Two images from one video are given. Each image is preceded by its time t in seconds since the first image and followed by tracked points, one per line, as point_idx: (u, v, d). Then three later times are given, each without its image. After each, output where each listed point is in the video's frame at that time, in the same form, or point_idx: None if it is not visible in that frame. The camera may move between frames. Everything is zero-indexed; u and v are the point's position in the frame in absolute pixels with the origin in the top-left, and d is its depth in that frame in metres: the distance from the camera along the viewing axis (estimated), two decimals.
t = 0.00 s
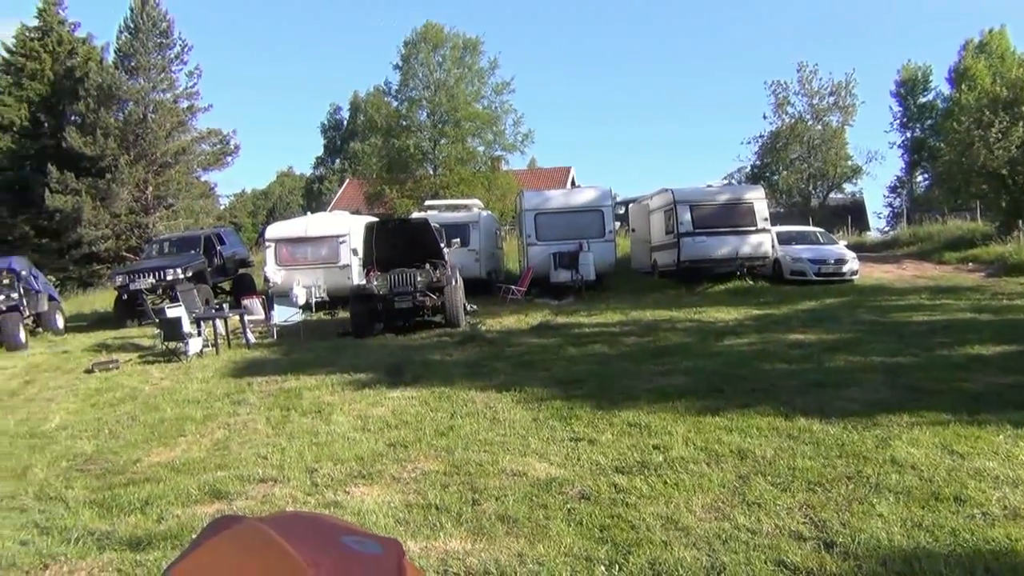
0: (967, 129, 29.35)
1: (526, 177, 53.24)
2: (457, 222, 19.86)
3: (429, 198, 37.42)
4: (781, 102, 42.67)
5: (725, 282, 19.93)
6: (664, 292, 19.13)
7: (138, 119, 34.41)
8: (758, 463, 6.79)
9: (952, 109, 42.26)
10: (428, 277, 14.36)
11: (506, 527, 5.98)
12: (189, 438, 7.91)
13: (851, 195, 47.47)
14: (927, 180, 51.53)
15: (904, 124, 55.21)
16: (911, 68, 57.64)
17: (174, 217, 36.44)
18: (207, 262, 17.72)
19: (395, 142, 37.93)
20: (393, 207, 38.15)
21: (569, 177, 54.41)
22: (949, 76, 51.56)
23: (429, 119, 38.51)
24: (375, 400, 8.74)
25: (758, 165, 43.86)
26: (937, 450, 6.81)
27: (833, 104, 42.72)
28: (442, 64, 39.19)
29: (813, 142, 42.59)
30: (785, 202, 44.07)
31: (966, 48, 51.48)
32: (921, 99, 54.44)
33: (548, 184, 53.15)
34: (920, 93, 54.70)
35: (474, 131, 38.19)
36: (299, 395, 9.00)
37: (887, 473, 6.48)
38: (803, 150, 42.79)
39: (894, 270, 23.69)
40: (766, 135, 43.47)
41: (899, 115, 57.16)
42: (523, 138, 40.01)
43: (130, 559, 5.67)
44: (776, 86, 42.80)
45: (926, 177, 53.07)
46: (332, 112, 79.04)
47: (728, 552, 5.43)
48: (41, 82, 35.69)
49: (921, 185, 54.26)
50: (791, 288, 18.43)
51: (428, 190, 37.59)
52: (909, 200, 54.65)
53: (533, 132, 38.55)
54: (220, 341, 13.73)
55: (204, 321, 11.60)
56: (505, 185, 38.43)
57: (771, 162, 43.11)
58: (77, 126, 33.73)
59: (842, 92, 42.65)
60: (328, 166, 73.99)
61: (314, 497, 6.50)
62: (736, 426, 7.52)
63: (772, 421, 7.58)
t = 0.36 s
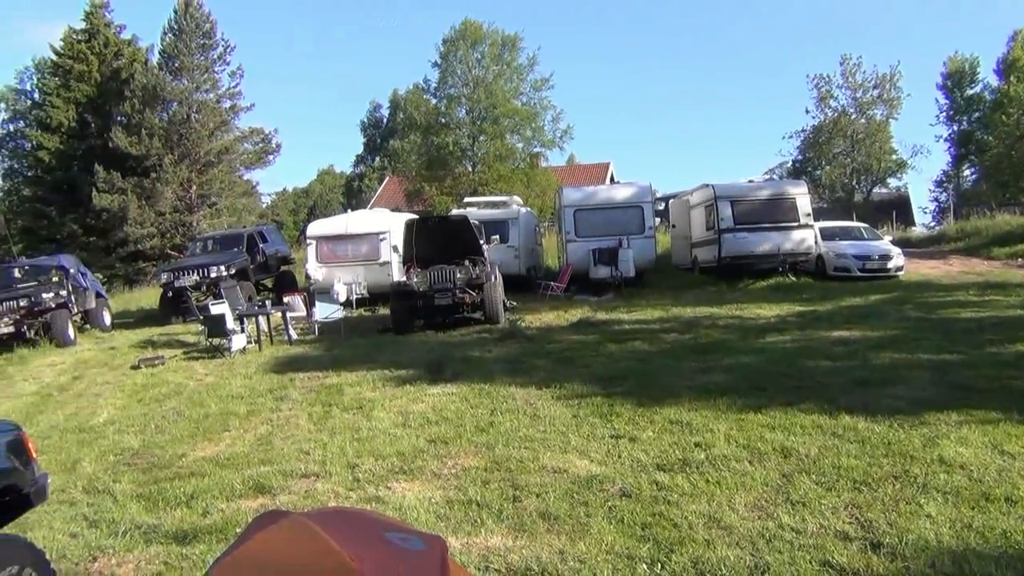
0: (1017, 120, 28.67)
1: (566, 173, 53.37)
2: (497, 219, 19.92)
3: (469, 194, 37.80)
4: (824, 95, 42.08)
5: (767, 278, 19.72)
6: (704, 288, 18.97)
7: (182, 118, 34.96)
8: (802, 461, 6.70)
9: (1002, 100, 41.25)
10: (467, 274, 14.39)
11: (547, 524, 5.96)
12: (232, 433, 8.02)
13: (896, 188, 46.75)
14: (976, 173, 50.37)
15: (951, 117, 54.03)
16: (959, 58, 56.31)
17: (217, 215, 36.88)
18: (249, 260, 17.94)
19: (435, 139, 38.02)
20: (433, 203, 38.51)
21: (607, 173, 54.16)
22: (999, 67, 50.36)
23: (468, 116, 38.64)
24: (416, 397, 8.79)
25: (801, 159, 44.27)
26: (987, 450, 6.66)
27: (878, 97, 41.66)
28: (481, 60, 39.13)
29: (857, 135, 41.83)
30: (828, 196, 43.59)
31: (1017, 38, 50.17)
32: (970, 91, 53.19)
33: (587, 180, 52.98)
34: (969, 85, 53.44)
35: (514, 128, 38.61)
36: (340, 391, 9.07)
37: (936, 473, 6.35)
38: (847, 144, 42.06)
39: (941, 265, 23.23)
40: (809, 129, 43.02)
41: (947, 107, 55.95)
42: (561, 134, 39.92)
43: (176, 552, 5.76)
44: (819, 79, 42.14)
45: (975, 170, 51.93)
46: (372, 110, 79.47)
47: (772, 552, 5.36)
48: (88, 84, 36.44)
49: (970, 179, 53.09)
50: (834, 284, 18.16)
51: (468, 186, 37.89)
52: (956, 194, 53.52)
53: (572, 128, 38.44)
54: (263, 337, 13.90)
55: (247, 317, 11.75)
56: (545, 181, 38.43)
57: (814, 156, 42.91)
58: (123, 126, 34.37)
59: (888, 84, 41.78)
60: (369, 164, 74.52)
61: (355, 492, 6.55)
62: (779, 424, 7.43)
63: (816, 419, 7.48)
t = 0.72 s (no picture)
0: None
1: (605, 168, 53.15)
2: (535, 214, 19.93)
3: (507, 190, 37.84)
4: (867, 88, 41.37)
5: (809, 274, 19.49)
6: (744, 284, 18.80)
7: (224, 116, 35.40)
8: (845, 459, 6.61)
9: None
10: (506, 269, 14.39)
11: (586, 520, 5.95)
12: (274, 427, 8.12)
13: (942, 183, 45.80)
14: None
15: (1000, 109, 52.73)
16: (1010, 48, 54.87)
17: (258, 212, 37.19)
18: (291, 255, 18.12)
19: (473, 135, 37.99)
20: (471, 200, 38.30)
21: (646, 168, 53.78)
22: None
23: (506, 112, 38.37)
24: (455, 392, 8.82)
25: (845, 153, 43.82)
26: None
27: (923, 89, 41.08)
28: (519, 55, 38.84)
29: (902, 129, 41.13)
30: (871, 190, 43.11)
31: None
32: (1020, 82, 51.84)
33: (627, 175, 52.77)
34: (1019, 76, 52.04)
35: (553, 123, 38.50)
36: (380, 386, 9.14)
37: (983, 472, 6.22)
38: (891, 137, 41.35)
39: (988, 261, 22.75)
40: (852, 123, 42.40)
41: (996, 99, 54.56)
42: (600, 129, 39.67)
43: (220, 544, 5.85)
44: (863, 71, 41.37)
45: None
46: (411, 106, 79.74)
47: (815, 551, 5.29)
48: (133, 82, 36.91)
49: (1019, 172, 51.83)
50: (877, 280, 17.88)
51: (506, 182, 37.95)
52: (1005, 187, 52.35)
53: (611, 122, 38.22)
54: (304, 332, 14.06)
55: (288, 312, 11.89)
56: (583, 175, 38.40)
57: (857, 150, 42.35)
58: (167, 124, 34.93)
59: (934, 76, 41.00)
60: (408, 160, 74.93)
61: (395, 487, 6.59)
62: (821, 421, 7.34)
63: (859, 416, 7.38)
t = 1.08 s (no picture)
0: None
1: (644, 165, 53.01)
2: (573, 211, 19.89)
3: (546, 187, 37.67)
4: (912, 80, 40.60)
5: (852, 270, 19.23)
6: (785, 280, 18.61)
7: (265, 115, 35.84)
8: (890, 458, 6.53)
9: None
10: (545, 267, 14.40)
11: (627, 517, 5.95)
12: (316, 423, 8.21)
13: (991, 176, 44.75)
14: None
15: None
16: None
17: (299, 210, 37.69)
18: (331, 253, 18.24)
19: (511, 132, 37.94)
20: (511, 196, 38.69)
21: (686, 164, 53.40)
22: None
23: (544, 108, 38.25)
24: (494, 388, 8.86)
25: (887, 146, 42.30)
26: None
27: (970, 81, 40.32)
28: (557, 52, 38.89)
29: (947, 122, 40.50)
30: (916, 184, 41.70)
31: None
32: None
33: (667, 171, 52.51)
34: None
35: (590, 120, 37.85)
36: (420, 382, 9.21)
37: None
38: (936, 131, 40.67)
39: None
40: (895, 116, 41.86)
41: None
42: (638, 125, 39.28)
43: (265, 538, 5.94)
44: (907, 64, 40.57)
45: None
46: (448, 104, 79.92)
47: (859, 550, 5.24)
48: (176, 83, 37.45)
49: None
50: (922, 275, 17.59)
51: (545, 179, 37.78)
52: None
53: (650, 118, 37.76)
54: (344, 329, 14.19)
55: (329, 309, 12.01)
56: (622, 172, 37.79)
57: (901, 144, 41.62)
58: (209, 124, 35.47)
59: (979, 68, 40.42)
60: (446, 158, 75.27)
61: (436, 483, 6.64)
62: (865, 419, 7.26)
63: (904, 414, 7.28)
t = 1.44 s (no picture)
0: None
1: (683, 160, 52.61)
2: (612, 207, 19.83)
3: (584, 183, 37.44)
4: (959, 72, 39.84)
5: (896, 266, 18.92)
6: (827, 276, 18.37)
7: (306, 114, 36.14)
8: (936, 456, 6.42)
9: None
10: (584, 263, 14.37)
11: (668, 514, 5.93)
12: (357, 418, 8.29)
13: None
14: None
15: None
16: None
17: (340, 207, 37.99)
18: (371, 250, 18.36)
19: (550, 128, 37.81)
20: (550, 193, 38.11)
21: (727, 159, 53.08)
22: None
23: (583, 103, 38.10)
24: (534, 384, 8.89)
25: (932, 139, 41.94)
26: None
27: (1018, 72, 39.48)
28: (596, 48, 38.69)
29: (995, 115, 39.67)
30: (962, 178, 41.31)
31: None
32: None
33: (706, 166, 52.17)
34: None
35: (630, 115, 38.01)
36: (460, 378, 9.26)
37: None
38: (983, 123, 39.85)
39: None
40: (942, 108, 41.13)
41: None
42: (678, 120, 39.10)
43: (308, 531, 6.02)
44: (953, 55, 39.84)
45: None
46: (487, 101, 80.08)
47: (906, 549, 5.16)
48: (218, 83, 38.33)
49: None
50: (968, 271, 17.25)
51: (583, 175, 37.52)
52: None
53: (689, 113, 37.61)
54: (384, 325, 14.31)
55: (370, 306, 12.11)
56: (662, 167, 37.54)
57: (947, 137, 40.88)
58: (252, 123, 35.84)
59: None
60: (484, 155, 75.39)
61: (477, 478, 6.67)
62: (911, 416, 7.15)
63: (951, 412, 7.16)
